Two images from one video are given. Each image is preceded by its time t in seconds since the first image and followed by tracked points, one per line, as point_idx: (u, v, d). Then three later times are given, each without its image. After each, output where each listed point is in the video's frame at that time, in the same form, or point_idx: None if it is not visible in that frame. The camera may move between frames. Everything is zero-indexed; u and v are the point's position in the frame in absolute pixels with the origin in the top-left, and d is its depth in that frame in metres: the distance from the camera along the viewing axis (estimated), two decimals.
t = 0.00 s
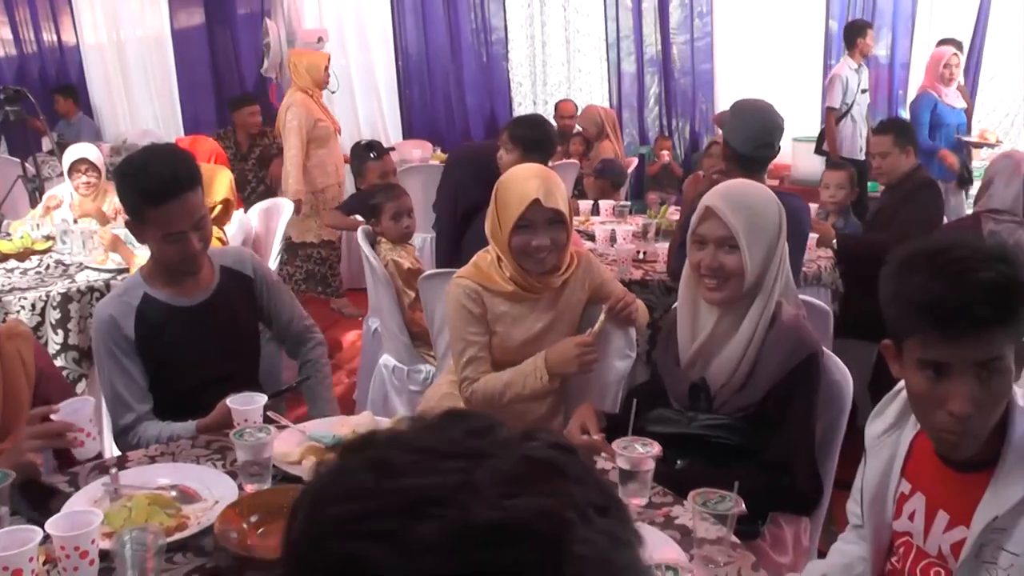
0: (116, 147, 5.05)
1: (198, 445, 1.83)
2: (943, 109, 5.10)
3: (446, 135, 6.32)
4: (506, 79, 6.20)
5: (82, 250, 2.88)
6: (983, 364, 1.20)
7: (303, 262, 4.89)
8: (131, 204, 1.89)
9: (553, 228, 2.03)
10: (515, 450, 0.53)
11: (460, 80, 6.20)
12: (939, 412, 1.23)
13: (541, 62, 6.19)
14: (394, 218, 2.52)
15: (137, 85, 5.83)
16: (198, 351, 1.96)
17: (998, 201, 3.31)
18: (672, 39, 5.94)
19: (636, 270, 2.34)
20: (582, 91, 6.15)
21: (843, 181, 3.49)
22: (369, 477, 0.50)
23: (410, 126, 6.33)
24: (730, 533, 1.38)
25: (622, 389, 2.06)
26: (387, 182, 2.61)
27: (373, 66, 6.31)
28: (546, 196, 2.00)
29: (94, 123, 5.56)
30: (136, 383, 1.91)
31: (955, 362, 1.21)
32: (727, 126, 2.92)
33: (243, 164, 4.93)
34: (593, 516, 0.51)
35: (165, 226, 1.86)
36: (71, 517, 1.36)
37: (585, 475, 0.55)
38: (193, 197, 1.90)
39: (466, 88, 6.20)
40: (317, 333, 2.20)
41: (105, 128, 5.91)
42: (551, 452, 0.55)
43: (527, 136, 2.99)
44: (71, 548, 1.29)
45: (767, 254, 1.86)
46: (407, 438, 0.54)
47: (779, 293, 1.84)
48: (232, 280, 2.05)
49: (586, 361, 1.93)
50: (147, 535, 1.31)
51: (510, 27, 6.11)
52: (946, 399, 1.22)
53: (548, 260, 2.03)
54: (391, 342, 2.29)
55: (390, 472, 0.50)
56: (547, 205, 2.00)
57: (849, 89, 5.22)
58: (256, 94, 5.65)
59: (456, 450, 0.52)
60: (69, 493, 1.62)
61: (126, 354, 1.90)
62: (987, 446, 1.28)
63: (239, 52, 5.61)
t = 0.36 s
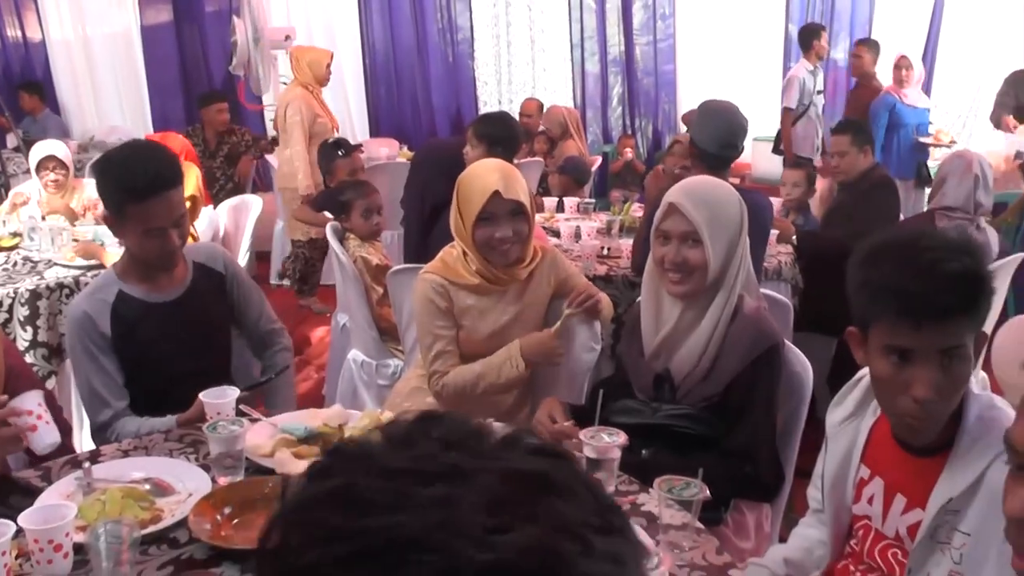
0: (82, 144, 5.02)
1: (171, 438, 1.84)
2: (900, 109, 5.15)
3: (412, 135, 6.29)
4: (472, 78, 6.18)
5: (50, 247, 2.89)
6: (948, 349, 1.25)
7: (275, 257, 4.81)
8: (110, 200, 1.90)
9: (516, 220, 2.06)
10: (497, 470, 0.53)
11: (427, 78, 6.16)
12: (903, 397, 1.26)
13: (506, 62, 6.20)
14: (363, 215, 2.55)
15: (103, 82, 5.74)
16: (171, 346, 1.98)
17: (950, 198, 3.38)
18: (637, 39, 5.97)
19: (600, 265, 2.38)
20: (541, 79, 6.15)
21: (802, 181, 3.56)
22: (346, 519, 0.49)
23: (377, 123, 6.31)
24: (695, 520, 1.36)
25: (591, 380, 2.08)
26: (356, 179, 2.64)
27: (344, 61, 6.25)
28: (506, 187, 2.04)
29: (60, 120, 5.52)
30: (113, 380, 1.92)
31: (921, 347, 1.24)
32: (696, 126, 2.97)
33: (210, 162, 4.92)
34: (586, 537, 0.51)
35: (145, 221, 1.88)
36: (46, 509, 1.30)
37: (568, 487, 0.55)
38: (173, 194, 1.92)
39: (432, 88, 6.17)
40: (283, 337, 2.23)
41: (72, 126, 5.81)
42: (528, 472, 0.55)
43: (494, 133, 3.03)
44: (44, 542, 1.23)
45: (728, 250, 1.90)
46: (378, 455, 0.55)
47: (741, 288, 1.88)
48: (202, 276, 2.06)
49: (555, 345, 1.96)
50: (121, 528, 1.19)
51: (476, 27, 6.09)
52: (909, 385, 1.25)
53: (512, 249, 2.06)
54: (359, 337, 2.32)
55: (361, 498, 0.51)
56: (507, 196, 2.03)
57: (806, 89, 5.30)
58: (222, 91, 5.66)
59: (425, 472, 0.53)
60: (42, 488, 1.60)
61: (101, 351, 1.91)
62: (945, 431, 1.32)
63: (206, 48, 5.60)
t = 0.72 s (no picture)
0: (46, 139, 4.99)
1: (138, 433, 1.84)
2: (856, 107, 5.28)
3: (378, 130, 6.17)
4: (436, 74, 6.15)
5: (13, 243, 2.89)
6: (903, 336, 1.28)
7: (241, 250, 4.81)
8: (77, 195, 1.90)
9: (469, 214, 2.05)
10: (579, 559, 0.43)
11: (391, 75, 6.06)
12: (859, 381, 1.29)
13: (469, 59, 6.19)
14: (328, 209, 2.57)
15: (64, 74, 5.67)
16: (138, 342, 1.99)
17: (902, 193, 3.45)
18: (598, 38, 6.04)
19: (561, 259, 2.41)
20: (506, 73, 6.20)
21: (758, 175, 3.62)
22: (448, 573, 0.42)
23: (341, 117, 6.13)
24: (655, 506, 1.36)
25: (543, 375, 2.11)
26: (321, 174, 2.66)
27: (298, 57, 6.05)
28: (457, 181, 2.03)
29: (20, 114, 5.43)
30: (79, 374, 1.94)
31: (878, 333, 1.27)
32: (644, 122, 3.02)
33: (176, 157, 4.92)
34: None
35: (113, 217, 1.88)
36: (6, 504, 1.28)
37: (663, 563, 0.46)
38: (142, 189, 1.92)
39: (395, 81, 6.04)
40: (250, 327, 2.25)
41: (33, 120, 5.73)
42: (629, 557, 0.45)
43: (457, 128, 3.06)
44: (6, 538, 1.22)
45: (683, 243, 1.90)
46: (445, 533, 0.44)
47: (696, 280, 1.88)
48: (169, 272, 2.06)
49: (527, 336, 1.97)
50: (86, 521, 1.19)
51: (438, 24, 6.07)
52: (866, 369, 1.29)
53: (467, 240, 2.04)
54: (324, 330, 2.34)
55: None
56: (458, 192, 2.02)
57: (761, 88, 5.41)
58: (187, 86, 5.69)
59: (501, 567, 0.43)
60: (5, 483, 1.60)
61: (67, 347, 1.93)
62: (899, 415, 1.33)
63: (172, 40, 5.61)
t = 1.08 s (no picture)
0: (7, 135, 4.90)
1: (102, 428, 1.85)
2: (814, 102, 5.37)
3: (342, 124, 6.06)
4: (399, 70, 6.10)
5: None
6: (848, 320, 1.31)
7: (205, 246, 4.79)
8: (43, 196, 1.87)
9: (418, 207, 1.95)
10: (336, 523, 0.43)
11: (355, 70, 5.98)
12: (807, 365, 1.32)
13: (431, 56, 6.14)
14: (290, 204, 2.60)
15: (26, 69, 5.40)
16: (100, 338, 2.00)
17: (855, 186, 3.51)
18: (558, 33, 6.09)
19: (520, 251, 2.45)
20: (472, 70, 6.17)
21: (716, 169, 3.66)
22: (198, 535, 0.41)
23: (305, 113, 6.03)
24: (608, 493, 1.38)
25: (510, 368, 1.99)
26: (284, 169, 2.69)
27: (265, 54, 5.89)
28: (402, 176, 1.94)
29: None
30: (42, 372, 1.93)
31: (825, 319, 1.31)
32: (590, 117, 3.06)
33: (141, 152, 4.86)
34: None
35: (80, 218, 1.87)
36: None
37: (422, 528, 0.46)
38: (109, 191, 1.90)
39: (359, 76, 5.97)
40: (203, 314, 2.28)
41: None
42: (388, 518, 0.45)
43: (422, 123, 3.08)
44: None
45: (637, 240, 1.77)
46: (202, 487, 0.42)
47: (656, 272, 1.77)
48: (131, 268, 2.07)
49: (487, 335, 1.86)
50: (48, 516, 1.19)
51: (402, 21, 6.00)
52: (814, 353, 1.32)
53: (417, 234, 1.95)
54: (288, 324, 2.35)
55: None
56: (405, 186, 1.93)
57: (733, 82, 5.45)
58: (151, 82, 5.56)
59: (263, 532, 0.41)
60: None
61: (29, 343, 1.93)
62: (847, 399, 1.36)
63: (134, 35, 5.46)
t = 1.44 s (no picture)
0: None
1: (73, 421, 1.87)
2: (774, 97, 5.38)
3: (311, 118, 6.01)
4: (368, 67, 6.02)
5: None
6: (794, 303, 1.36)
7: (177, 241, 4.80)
8: (16, 192, 1.87)
9: (372, 198, 1.98)
10: (133, 366, 0.39)
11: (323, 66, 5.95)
12: (757, 347, 1.37)
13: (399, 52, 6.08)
14: (258, 199, 2.62)
15: None
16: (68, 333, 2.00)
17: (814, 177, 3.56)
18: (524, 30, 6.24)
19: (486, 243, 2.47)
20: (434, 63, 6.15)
21: (676, 164, 3.71)
22: None
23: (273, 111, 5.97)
24: (570, 477, 1.41)
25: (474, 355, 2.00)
26: (251, 164, 2.71)
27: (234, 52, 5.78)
28: (356, 168, 1.96)
29: None
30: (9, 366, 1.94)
31: (773, 302, 1.35)
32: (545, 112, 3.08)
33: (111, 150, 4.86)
34: (257, 406, 0.42)
35: (51, 216, 1.87)
36: None
37: (212, 355, 0.43)
38: (83, 191, 1.91)
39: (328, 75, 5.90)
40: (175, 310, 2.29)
41: None
42: (180, 354, 0.41)
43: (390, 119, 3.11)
44: None
45: (598, 236, 1.76)
46: None
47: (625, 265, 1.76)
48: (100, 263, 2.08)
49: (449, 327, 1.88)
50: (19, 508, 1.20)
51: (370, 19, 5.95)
52: (763, 335, 1.36)
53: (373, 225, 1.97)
54: (257, 318, 2.36)
55: None
56: (359, 177, 1.96)
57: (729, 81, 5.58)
58: (121, 79, 5.53)
59: (57, 429, 0.37)
60: None
61: None
62: (800, 381, 1.39)
63: (103, 29, 5.44)
